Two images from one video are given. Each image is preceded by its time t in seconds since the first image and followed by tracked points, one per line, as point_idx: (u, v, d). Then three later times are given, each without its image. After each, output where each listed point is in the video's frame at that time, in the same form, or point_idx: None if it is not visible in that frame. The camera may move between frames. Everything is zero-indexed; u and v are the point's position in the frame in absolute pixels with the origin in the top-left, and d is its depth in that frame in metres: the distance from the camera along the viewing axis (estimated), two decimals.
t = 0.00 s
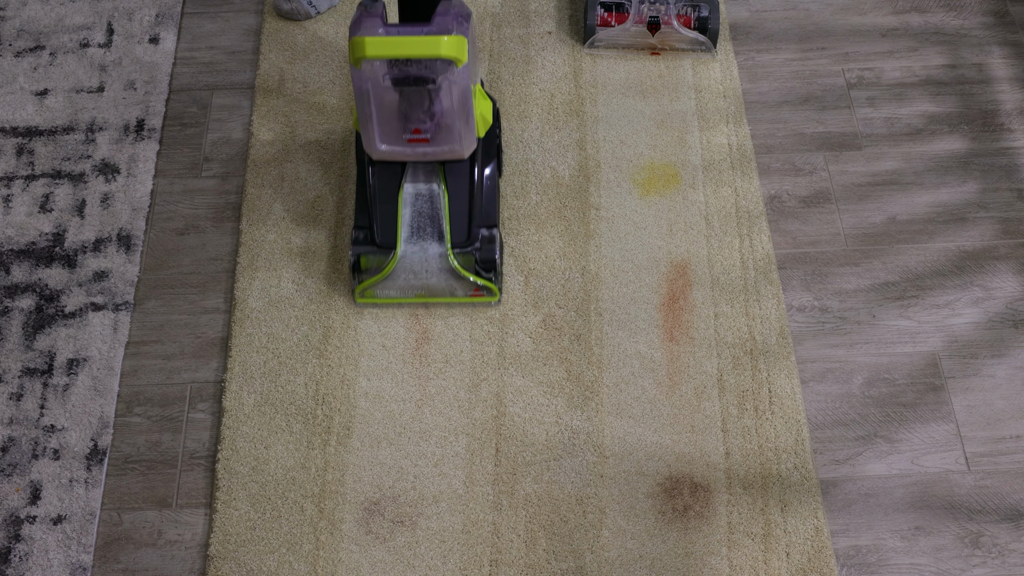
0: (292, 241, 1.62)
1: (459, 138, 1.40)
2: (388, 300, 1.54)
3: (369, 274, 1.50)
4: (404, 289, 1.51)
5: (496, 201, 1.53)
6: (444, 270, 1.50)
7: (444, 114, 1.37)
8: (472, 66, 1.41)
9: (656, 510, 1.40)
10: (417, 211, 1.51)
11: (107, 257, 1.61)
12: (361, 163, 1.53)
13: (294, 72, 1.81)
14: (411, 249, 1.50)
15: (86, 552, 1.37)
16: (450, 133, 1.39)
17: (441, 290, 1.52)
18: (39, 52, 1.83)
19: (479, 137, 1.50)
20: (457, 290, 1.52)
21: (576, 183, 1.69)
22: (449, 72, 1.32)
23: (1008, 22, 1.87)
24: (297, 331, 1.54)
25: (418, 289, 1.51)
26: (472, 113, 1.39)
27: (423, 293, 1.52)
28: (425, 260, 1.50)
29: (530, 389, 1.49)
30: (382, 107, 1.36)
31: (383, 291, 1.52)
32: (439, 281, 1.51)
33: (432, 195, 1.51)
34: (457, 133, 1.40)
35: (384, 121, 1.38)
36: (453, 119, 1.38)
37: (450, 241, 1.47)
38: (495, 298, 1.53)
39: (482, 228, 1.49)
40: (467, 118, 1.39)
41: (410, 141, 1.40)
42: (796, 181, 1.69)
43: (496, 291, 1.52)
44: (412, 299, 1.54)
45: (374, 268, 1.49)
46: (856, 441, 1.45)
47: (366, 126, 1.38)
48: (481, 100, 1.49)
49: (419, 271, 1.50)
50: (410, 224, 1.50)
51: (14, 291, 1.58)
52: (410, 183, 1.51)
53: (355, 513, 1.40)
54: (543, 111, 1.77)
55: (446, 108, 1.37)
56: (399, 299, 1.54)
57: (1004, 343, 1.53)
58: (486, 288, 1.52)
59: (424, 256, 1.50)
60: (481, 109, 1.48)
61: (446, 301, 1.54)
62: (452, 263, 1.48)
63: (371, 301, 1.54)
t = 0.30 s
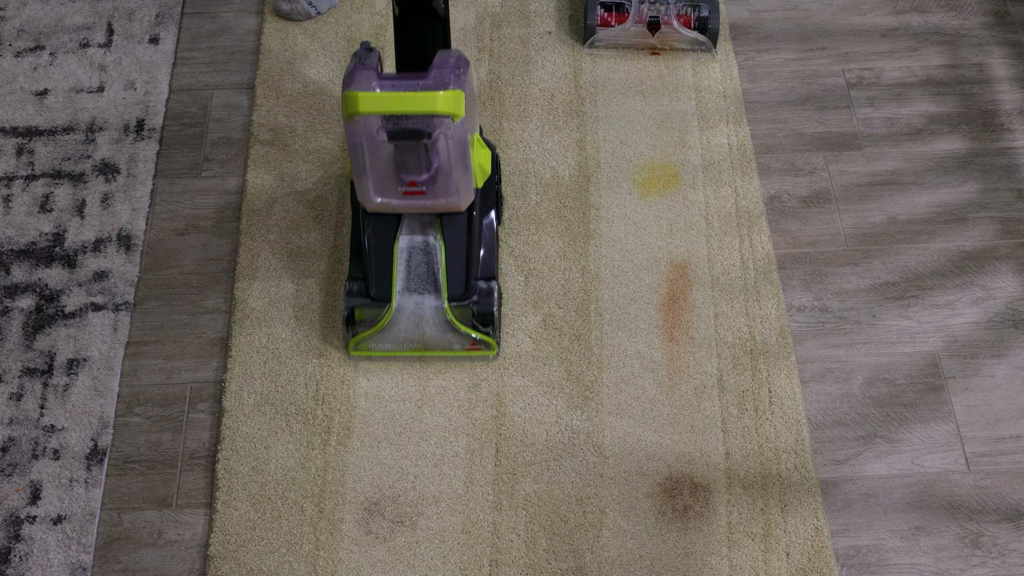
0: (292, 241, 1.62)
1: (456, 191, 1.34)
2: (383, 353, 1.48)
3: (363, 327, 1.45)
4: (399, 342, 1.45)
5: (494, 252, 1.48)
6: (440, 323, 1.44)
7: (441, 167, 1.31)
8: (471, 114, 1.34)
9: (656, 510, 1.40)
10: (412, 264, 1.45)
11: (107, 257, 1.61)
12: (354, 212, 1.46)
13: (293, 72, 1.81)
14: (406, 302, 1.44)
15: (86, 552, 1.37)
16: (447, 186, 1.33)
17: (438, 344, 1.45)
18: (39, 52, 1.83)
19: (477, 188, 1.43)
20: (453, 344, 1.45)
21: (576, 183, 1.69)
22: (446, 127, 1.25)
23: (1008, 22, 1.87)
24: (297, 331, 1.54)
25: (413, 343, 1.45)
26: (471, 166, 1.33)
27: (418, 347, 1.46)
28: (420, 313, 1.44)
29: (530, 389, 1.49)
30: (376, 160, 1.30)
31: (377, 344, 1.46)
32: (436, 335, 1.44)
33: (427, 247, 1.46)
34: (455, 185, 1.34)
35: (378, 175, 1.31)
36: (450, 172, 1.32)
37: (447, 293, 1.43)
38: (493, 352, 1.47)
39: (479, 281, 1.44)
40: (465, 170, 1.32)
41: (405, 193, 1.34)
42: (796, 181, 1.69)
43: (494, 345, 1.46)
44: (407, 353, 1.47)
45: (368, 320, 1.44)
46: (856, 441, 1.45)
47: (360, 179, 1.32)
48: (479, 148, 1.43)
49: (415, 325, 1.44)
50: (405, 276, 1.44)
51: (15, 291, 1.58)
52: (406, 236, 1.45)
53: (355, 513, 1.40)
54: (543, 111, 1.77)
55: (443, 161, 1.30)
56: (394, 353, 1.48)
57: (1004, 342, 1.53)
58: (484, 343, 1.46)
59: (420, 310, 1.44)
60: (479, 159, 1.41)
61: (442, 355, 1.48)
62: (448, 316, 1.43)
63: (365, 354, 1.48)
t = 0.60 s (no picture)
0: (292, 241, 1.62)
1: (454, 248, 1.28)
2: (378, 409, 1.43)
3: (358, 385, 1.40)
4: (395, 400, 1.41)
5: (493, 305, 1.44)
6: (437, 381, 1.39)
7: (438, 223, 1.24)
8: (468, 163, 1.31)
9: (656, 510, 1.39)
10: (408, 319, 1.39)
11: (107, 257, 1.61)
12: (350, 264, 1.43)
13: (294, 72, 1.81)
14: (402, 359, 1.39)
15: (86, 552, 1.37)
16: (444, 243, 1.27)
17: (435, 401, 1.41)
18: (39, 52, 1.83)
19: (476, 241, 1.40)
20: (451, 402, 1.41)
21: (576, 183, 1.69)
22: (444, 185, 1.20)
23: (1008, 22, 1.87)
24: (297, 331, 1.54)
25: (410, 401, 1.40)
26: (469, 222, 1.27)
27: (415, 404, 1.41)
28: (417, 371, 1.39)
29: (530, 389, 1.49)
30: (370, 217, 1.23)
31: (372, 401, 1.41)
32: (432, 394, 1.40)
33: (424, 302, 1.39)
34: (453, 241, 1.27)
35: (374, 232, 1.25)
36: (448, 230, 1.26)
37: (444, 351, 1.38)
38: (492, 409, 1.43)
39: (477, 336, 1.40)
40: (463, 227, 1.26)
41: (401, 250, 1.28)
42: (796, 181, 1.69)
43: (493, 402, 1.42)
44: (404, 409, 1.43)
45: (363, 378, 1.39)
46: (856, 441, 1.45)
47: (354, 236, 1.26)
48: (478, 200, 1.39)
49: (411, 383, 1.39)
50: (401, 332, 1.39)
51: (14, 291, 1.58)
52: (402, 289, 1.39)
53: (355, 513, 1.40)
54: (542, 111, 1.77)
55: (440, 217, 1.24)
56: (390, 409, 1.43)
57: (1004, 343, 1.53)
58: (482, 400, 1.42)
59: (417, 367, 1.39)
60: (478, 213, 1.38)
61: (439, 411, 1.44)
62: (446, 374, 1.38)
63: (360, 410, 1.44)
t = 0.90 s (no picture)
0: (292, 241, 1.62)
1: (450, 319, 1.25)
2: (372, 480, 1.38)
3: (351, 455, 1.36)
4: (390, 472, 1.36)
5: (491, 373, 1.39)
6: (433, 453, 1.34)
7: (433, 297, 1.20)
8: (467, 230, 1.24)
9: (656, 511, 1.39)
10: (402, 390, 1.35)
11: (107, 257, 1.61)
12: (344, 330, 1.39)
13: (294, 72, 1.81)
14: (397, 430, 1.34)
15: (86, 552, 1.37)
16: (440, 315, 1.24)
17: (431, 474, 1.36)
18: (39, 52, 1.83)
19: (473, 308, 1.33)
20: (448, 474, 1.36)
21: (576, 183, 1.69)
22: (440, 262, 1.15)
23: (1008, 22, 1.87)
24: (297, 331, 1.54)
25: (404, 472, 1.35)
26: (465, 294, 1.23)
27: (410, 476, 1.36)
28: (412, 443, 1.34)
29: (530, 389, 1.49)
30: (363, 290, 1.19)
31: (366, 472, 1.36)
32: (428, 466, 1.35)
33: (419, 371, 1.35)
34: (448, 312, 1.24)
35: (367, 304, 1.21)
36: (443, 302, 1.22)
37: (440, 423, 1.33)
38: (490, 481, 1.38)
39: (475, 407, 1.35)
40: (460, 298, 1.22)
41: (395, 320, 1.24)
42: (796, 181, 1.69)
43: (491, 474, 1.37)
44: (398, 480, 1.38)
45: (356, 448, 1.35)
46: (856, 441, 1.45)
47: (347, 307, 1.22)
48: (477, 267, 1.32)
49: (405, 455, 1.34)
50: (396, 402, 1.34)
51: (14, 291, 1.58)
52: (396, 358, 1.35)
53: (355, 513, 1.40)
54: (543, 111, 1.77)
55: (435, 291, 1.20)
56: (385, 480, 1.38)
57: (1004, 343, 1.53)
58: (480, 472, 1.36)
59: (411, 438, 1.34)
60: (476, 280, 1.31)
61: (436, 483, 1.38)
62: (441, 446, 1.33)
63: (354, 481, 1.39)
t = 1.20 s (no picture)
0: (292, 241, 1.62)
1: (448, 381, 1.17)
2: (366, 542, 1.31)
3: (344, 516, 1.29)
4: (384, 534, 1.28)
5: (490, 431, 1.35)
6: (429, 515, 1.27)
7: (428, 360, 1.13)
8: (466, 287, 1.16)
9: (656, 510, 1.39)
10: (397, 450, 1.28)
11: (107, 257, 1.61)
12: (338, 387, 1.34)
13: (294, 72, 1.81)
14: (391, 491, 1.27)
15: (86, 552, 1.37)
16: (437, 378, 1.16)
17: (427, 536, 1.29)
18: (39, 52, 1.83)
19: (471, 367, 1.25)
20: (445, 536, 1.29)
21: (576, 183, 1.69)
22: (438, 328, 1.06)
23: (1008, 22, 1.87)
24: (297, 331, 1.54)
25: (399, 535, 1.28)
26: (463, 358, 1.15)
27: (405, 538, 1.29)
28: (407, 505, 1.27)
29: (530, 389, 1.49)
30: (355, 354, 1.11)
31: (359, 534, 1.29)
32: (424, 529, 1.27)
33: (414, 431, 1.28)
34: (445, 375, 1.16)
35: (360, 367, 1.14)
36: (441, 365, 1.14)
37: (437, 484, 1.27)
38: (488, 542, 1.31)
39: (472, 466, 1.29)
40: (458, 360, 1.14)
41: (390, 383, 1.17)
42: (796, 181, 1.69)
43: (490, 536, 1.30)
44: (392, 542, 1.31)
45: (349, 510, 1.28)
46: (856, 441, 1.45)
47: (338, 371, 1.14)
48: (476, 325, 1.24)
49: (400, 518, 1.27)
50: (390, 462, 1.27)
51: (14, 291, 1.58)
52: (391, 418, 1.29)
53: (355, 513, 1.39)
54: (543, 111, 1.77)
55: (431, 354, 1.12)
56: (378, 542, 1.31)
57: (1004, 342, 1.53)
58: (478, 534, 1.30)
59: (407, 500, 1.27)
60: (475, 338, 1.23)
61: (431, 545, 1.31)
62: (438, 509, 1.26)
63: (346, 541, 1.32)
